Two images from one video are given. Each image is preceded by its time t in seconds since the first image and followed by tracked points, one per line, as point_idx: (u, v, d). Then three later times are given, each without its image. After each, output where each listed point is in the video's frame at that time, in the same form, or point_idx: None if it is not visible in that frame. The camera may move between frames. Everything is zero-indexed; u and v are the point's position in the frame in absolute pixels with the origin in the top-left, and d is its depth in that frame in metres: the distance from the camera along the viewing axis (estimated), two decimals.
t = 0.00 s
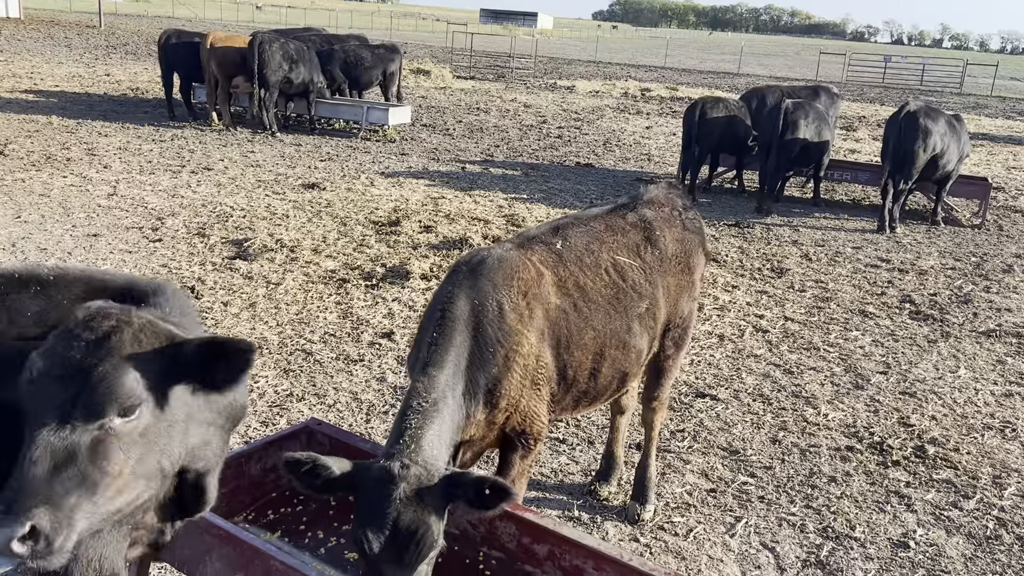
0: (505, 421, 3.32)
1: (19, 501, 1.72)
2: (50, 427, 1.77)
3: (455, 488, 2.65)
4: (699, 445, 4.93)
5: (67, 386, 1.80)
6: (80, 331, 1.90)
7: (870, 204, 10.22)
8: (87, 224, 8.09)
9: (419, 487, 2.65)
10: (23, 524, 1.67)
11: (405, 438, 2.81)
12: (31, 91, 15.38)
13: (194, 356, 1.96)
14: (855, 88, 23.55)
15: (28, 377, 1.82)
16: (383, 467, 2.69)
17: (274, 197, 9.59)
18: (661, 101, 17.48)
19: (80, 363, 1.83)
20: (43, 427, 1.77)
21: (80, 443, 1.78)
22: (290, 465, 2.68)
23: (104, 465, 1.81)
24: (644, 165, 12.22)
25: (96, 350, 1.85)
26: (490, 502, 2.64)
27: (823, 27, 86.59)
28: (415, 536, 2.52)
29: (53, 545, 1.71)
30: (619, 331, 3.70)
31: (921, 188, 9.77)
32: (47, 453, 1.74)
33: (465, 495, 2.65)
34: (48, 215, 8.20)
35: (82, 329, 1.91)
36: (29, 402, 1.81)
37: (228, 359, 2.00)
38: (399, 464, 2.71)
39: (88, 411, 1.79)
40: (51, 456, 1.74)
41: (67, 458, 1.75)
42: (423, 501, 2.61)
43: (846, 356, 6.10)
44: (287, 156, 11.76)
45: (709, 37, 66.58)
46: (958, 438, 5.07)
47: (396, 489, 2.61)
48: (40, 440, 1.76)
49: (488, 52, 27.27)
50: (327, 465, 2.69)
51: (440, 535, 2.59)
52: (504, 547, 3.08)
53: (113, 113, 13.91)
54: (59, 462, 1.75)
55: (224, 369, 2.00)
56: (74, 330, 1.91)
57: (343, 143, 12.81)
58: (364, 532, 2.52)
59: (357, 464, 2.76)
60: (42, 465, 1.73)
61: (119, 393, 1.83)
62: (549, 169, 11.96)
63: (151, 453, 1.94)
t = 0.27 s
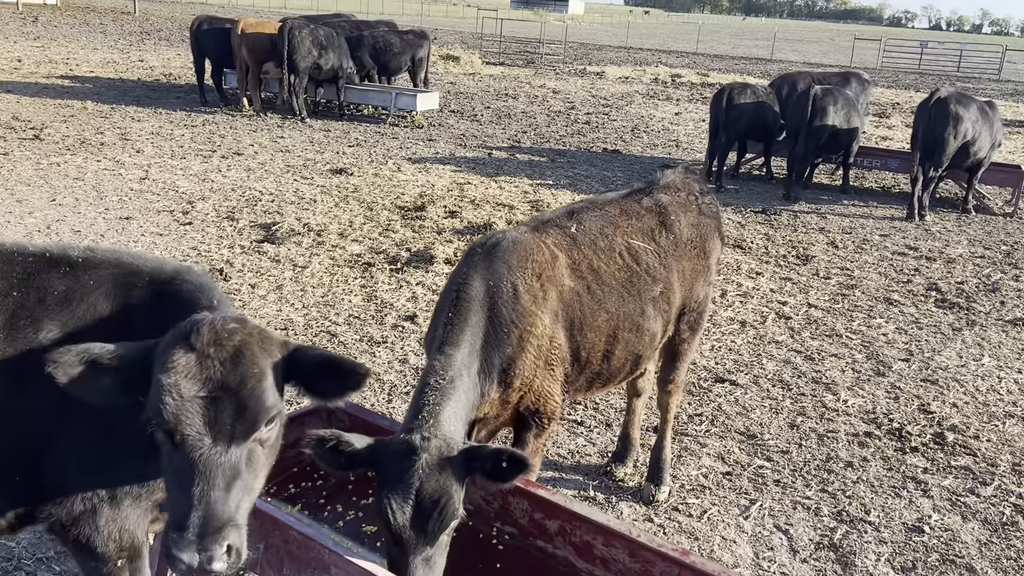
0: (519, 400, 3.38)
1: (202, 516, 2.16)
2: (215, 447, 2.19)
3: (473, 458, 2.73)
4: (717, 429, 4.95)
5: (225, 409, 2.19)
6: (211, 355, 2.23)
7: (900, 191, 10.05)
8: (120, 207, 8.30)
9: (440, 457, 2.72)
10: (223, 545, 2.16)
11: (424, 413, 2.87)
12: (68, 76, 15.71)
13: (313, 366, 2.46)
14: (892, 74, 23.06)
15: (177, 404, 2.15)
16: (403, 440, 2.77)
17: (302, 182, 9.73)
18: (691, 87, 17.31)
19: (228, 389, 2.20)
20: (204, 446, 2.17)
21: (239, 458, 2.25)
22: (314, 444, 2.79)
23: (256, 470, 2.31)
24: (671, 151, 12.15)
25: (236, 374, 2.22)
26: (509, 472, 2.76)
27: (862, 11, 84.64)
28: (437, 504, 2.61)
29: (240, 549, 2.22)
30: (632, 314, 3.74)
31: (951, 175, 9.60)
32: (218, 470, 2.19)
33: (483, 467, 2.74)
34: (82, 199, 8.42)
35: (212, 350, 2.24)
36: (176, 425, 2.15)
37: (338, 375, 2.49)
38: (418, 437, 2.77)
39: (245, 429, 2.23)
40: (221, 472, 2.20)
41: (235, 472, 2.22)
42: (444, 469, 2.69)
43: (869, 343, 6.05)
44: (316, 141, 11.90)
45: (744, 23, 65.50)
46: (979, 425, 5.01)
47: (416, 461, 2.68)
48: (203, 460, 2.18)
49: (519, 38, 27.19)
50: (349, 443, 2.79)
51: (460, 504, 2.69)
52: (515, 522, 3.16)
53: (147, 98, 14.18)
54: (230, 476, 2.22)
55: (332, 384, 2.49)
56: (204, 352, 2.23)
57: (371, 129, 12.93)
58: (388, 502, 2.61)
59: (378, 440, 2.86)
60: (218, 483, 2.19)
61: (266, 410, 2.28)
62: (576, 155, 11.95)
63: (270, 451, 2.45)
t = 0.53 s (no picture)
0: (538, 368, 3.48)
1: (218, 457, 2.23)
2: (237, 393, 2.29)
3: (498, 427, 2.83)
4: (738, 404, 4.99)
5: (250, 359, 2.30)
6: (243, 309, 2.34)
7: (937, 174, 9.87)
8: (160, 186, 8.56)
9: (465, 425, 2.81)
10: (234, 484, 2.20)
11: (448, 380, 2.95)
12: (112, 60, 16.13)
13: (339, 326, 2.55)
14: (938, 56, 22.43)
15: (208, 351, 2.26)
16: (429, 407, 2.85)
17: (337, 163, 9.92)
18: (728, 70, 17.10)
19: (255, 340, 2.31)
20: (227, 392, 2.28)
21: (260, 406, 2.34)
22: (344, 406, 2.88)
23: (278, 421, 2.39)
24: (705, 133, 12.07)
25: (264, 327, 2.34)
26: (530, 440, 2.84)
27: None
28: (461, 472, 2.71)
29: (252, 492, 2.27)
30: (649, 285, 3.82)
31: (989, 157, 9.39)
32: (238, 415, 2.28)
33: (506, 435, 2.85)
34: (124, 177, 8.72)
35: (243, 304, 2.35)
36: (204, 371, 2.26)
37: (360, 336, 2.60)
38: (444, 404, 2.86)
39: (268, 379, 2.33)
40: (240, 417, 2.28)
41: (254, 418, 2.31)
42: (469, 439, 2.78)
43: (896, 323, 6.00)
44: (351, 123, 12.09)
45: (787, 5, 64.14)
46: (1005, 404, 4.97)
47: (442, 428, 2.77)
48: (228, 405, 2.28)
49: (556, 22, 27.07)
50: (378, 407, 2.88)
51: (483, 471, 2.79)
52: (532, 483, 3.29)
53: (187, 81, 14.51)
54: (249, 422, 2.29)
55: (356, 343, 2.61)
56: (236, 306, 2.34)
57: (405, 111, 13.07)
58: (415, 466, 2.72)
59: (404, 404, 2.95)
60: (236, 428, 2.26)
61: (288, 365, 2.38)
62: (608, 137, 11.95)
63: (295, 407, 2.52)
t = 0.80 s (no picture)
0: (583, 328, 3.60)
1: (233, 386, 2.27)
2: (256, 328, 2.32)
3: (536, 373, 3.00)
4: (782, 372, 5.05)
5: (268, 297, 2.33)
6: (266, 250, 2.38)
7: (995, 151, 9.60)
8: (219, 160, 8.86)
9: (504, 372, 3.00)
10: (246, 413, 2.21)
11: (491, 332, 3.14)
12: (171, 40, 16.60)
13: (356, 270, 2.52)
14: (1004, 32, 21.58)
15: (231, 288, 2.31)
16: (472, 356, 3.05)
17: (388, 138, 10.12)
18: (781, 47, 16.77)
19: (275, 279, 2.34)
20: (247, 327, 2.32)
21: (277, 342, 2.36)
22: (392, 356, 3.10)
23: (296, 358, 2.40)
24: (756, 110, 11.92)
25: (284, 267, 2.36)
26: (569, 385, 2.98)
27: None
28: (502, 416, 2.89)
29: (265, 422, 2.28)
30: (693, 249, 3.90)
31: None
32: (256, 349, 2.31)
33: (546, 381, 3.01)
34: (185, 151, 9.05)
35: (267, 246, 2.39)
36: (228, 305, 2.32)
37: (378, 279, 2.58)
38: (485, 354, 3.05)
39: (285, 316, 2.35)
40: (257, 351, 2.31)
41: (271, 354, 2.33)
42: (507, 383, 2.97)
43: (946, 297, 5.93)
44: (401, 101, 12.27)
45: None
46: None
47: (483, 375, 2.96)
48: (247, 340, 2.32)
49: None
50: (424, 357, 3.09)
51: (523, 415, 2.95)
52: (575, 437, 3.42)
53: (243, 60, 14.87)
54: (265, 357, 2.32)
55: (377, 288, 2.59)
56: (261, 248, 2.38)
57: (455, 89, 13.20)
58: (459, 410, 2.90)
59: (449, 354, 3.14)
60: (252, 362, 2.29)
61: (305, 304, 2.39)
62: (657, 115, 11.90)
63: (317, 347, 2.53)
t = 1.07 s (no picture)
0: (638, 290, 3.69)
1: (285, 316, 2.29)
2: (310, 263, 2.35)
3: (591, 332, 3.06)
4: (835, 342, 5.09)
5: (323, 235, 2.36)
6: (325, 191, 2.42)
7: None
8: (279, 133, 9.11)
9: (560, 329, 3.11)
10: (294, 340, 2.22)
11: (548, 290, 3.25)
12: (229, 18, 16.95)
13: (406, 215, 2.50)
14: None
15: (289, 224, 2.35)
16: (527, 312, 3.16)
17: (442, 114, 10.25)
18: (840, 22, 16.34)
19: (330, 218, 2.38)
20: (301, 261, 2.36)
21: (329, 279, 2.38)
22: (452, 307, 3.22)
23: (347, 295, 2.42)
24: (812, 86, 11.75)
25: (340, 207, 2.40)
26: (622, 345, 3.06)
27: None
28: (555, 370, 3.01)
29: (313, 353, 2.29)
30: (747, 213, 3.93)
31: None
32: (309, 283, 2.34)
33: (599, 340, 3.08)
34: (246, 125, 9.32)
35: (327, 187, 2.43)
36: (285, 240, 2.36)
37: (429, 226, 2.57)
38: (542, 311, 3.16)
39: (338, 254, 2.37)
40: (309, 285, 2.34)
41: (322, 289, 2.35)
42: (562, 341, 3.07)
43: (1005, 272, 5.83)
44: (455, 77, 12.38)
45: None
46: None
47: (539, 331, 3.07)
48: (301, 274, 2.35)
49: None
50: (482, 310, 3.19)
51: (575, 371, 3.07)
52: (627, 395, 3.51)
53: (299, 37, 15.15)
54: (317, 291, 2.34)
55: (425, 234, 2.55)
56: (321, 190, 2.42)
57: (507, 65, 13.24)
58: (514, 364, 3.04)
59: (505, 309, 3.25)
60: (304, 295, 2.32)
61: (357, 244, 2.41)
62: (711, 90, 11.78)
63: (368, 290, 2.53)
